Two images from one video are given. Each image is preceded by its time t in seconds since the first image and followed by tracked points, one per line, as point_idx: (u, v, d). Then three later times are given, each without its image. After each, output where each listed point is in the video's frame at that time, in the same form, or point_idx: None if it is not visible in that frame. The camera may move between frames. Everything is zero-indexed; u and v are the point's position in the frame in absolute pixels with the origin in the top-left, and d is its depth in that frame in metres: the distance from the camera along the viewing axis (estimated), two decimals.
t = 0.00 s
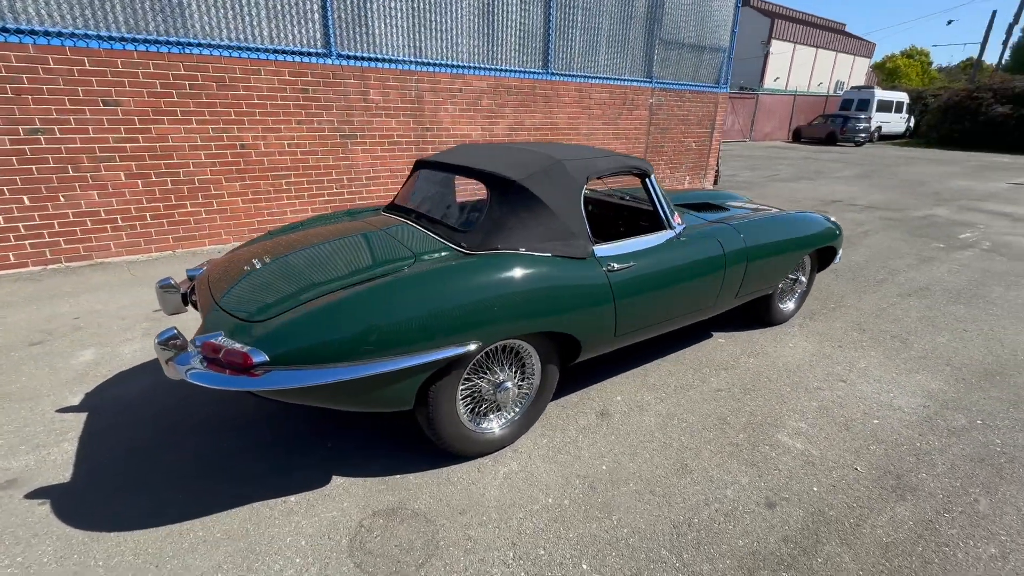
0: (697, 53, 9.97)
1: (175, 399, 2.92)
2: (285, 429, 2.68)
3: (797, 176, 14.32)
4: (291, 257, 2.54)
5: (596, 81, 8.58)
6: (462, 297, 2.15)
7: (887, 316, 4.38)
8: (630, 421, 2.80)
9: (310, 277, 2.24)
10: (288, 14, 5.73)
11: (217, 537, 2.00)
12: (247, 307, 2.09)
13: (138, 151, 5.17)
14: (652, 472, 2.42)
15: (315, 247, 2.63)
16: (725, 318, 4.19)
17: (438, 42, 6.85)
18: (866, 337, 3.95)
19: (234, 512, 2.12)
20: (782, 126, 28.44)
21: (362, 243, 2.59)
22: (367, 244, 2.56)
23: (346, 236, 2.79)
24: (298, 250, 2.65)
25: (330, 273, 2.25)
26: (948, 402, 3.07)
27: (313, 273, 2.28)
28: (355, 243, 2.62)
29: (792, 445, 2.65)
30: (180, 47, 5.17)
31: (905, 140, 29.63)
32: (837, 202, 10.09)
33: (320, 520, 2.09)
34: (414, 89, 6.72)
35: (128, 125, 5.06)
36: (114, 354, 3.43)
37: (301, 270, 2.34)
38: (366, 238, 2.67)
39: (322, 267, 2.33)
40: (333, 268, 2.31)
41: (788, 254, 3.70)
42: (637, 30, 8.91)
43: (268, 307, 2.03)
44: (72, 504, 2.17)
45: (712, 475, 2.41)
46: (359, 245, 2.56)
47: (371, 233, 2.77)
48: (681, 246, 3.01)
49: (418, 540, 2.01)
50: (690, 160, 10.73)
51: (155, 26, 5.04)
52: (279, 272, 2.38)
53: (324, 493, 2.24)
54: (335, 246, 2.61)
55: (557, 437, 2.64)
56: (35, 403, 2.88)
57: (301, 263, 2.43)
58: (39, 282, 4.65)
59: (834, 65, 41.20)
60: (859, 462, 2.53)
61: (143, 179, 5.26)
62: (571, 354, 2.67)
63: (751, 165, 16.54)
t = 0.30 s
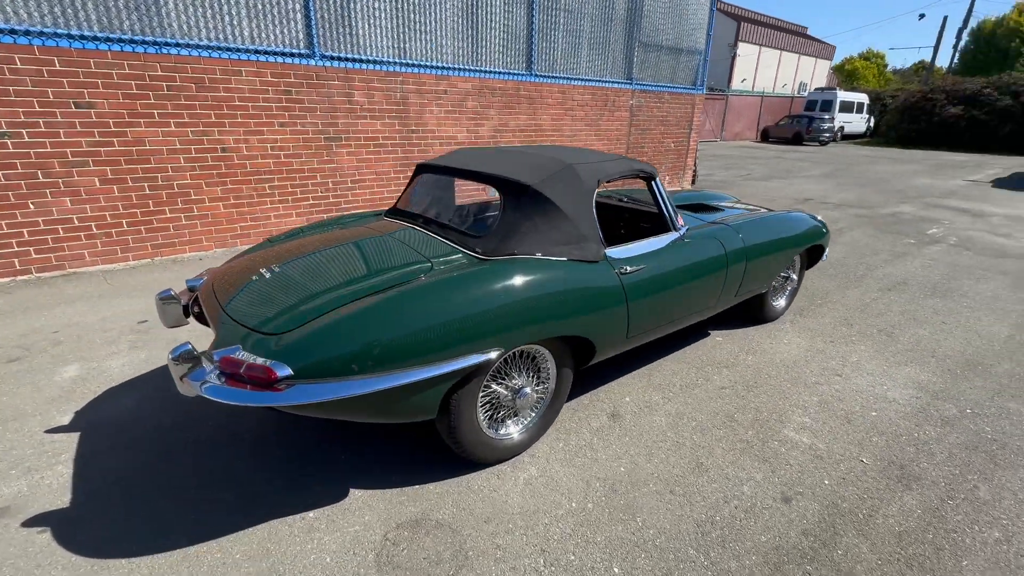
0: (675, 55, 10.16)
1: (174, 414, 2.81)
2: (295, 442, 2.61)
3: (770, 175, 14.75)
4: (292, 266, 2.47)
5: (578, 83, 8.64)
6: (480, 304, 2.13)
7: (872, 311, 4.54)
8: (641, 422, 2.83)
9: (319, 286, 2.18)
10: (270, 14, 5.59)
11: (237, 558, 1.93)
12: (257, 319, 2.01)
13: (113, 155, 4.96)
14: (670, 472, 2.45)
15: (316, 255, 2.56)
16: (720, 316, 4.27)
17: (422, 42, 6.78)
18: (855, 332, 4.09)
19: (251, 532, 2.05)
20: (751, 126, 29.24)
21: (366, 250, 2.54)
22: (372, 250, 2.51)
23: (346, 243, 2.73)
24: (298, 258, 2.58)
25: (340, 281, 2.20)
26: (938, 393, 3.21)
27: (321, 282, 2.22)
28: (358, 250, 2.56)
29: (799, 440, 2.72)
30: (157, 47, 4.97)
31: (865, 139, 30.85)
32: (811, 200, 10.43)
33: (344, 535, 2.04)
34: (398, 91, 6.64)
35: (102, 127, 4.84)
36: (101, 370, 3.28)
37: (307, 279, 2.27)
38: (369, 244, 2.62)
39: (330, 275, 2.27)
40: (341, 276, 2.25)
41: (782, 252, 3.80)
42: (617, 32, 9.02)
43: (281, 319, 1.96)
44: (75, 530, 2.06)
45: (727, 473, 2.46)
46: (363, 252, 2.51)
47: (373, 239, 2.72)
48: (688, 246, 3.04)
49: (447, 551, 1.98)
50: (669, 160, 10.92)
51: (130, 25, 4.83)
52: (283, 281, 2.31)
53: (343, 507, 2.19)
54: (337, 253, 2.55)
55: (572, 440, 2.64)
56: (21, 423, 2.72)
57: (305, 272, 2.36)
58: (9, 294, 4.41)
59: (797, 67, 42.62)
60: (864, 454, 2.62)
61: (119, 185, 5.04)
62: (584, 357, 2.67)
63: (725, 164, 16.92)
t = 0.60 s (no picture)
0: (654, 55, 10.34)
1: (178, 423, 2.73)
2: (309, 447, 2.56)
3: (743, 173, 15.16)
4: (301, 267, 2.43)
5: (562, 83, 8.71)
6: (501, 302, 2.13)
7: (856, 302, 4.73)
8: (653, 415, 2.88)
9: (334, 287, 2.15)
10: (252, 11, 5.46)
11: (266, 566, 1.89)
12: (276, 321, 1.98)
13: (90, 156, 4.75)
14: (686, 462, 2.51)
15: (324, 256, 2.53)
16: (715, 310, 4.38)
17: (407, 41, 6.72)
18: (843, 322, 4.26)
19: (277, 539, 2.01)
20: (721, 125, 29.98)
21: (377, 250, 2.52)
22: (383, 250, 2.50)
23: (354, 243, 2.70)
24: (305, 259, 2.54)
25: (357, 281, 2.18)
26: (926, 379, 3.37)
27: (337, 283, 2.19)
28: (367, 250, 2.54)
29: (804, 427, 2.82)
30: (135, 44, 4.79)
31: (829, 138, 32.00)
32: (785, 197, 10.77)
33: (373, 538, 2.02)
34: (385, 90, 6.56)
35: (78, 127, 4.64)
36: (92, 379, 3.15)
37: (322, 280, 2.24)
38: (378, 245, 2.60)
39: (345, 275, 2.25)
40: (357, 275, 2.23)
41: (775, 247, 3.92)
42: (599, 33, 9.13)
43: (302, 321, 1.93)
44: (89, 546, 1.98)
45: (741, 461, 2.53)
46: (375, 252, 2.49)
47: (381, 240, 2.69)
48: (692, 242, 3.11)
49: (479, 549, 1.98)
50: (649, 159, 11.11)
51: (106, 21, 4.65)
52: (295, 283, 2.27)
53: (368, 510, 2.16)
54: (347, 254, 2.52)
55: (588, 434, 2.68)
56: (13, 438, 2.59)
57: (317, 273, 2.32)
58: None
59: (763, 69, 43.91)
60: (866, 438, 2.73)
61: (96, 187, 4.83)
62: (600, 352, 2.70)
63: (700, 163, 17.31)
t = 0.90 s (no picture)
0: (633, 56, 10.53)
1: (190, 428, 2.68)
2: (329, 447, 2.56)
3: (718, 171, 15.56)
4: (317, 266, 2.43)
5: (545, 82, 8.79)
6: (523, 299, 2.17)
7: (838, 293, 4.95)
8: (663, 406, 2.97)
9: (359, 284, 2.17)
10: (237, 8, 5.35)
11: (303, 566, 1.89)
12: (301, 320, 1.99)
13: (70, 157, 4.58)
14: (700, 448, 2.61)
15: (339, 254, 2.53)
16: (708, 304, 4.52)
17: (394, 41, 6.69)
18: (829, 313, 4.45)
19: (309, 539, 2.01)
20: (693, 125, 30.66)
21: (392, 248, 2.53)
22: (400, 249, 2.51)
23: (367, 241, 2.71)
24: (319, 258, 2.53)
25: (378, 279, 2.19)
26: (911, 364, 3.56)
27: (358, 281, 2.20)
28: (382, 248, 2.55)
29: (805, 412, 2.95)
30: (116, 41, 4.64)
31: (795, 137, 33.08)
32: (760, 194, 11.11)
33: (407, 533, 2.04)
34: (372, 90, 6.51)
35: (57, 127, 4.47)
36: (90, 386, 3.05)
37: (342, 278, 2.25)
38: (392, 243, 2.61)
39: (364, 274, 2.26)
40: (377, 274, 2.24)
41: (768, 241, 4.06)
42: (580, 33, 9.24)
43: (329, 320, 1.95)
44: (115, 555, 1.94)
45: (751, 445, 2.64)
46: (391, 250, 2.50)
47: (394, 238, 2.70)
48: (696, 238, 3.21)
49: (513, 539, 2.03)
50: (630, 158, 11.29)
51: (86, 17, 4.50)
52: (314, 281, 2.27)
53: (398, 507, 2.18)
54: (361, 252, 2.52)
55: (604, 426, 2.75)
56: (15, 449, 2.50)
57: (334, 272, 2.33)
58: None
59: (731, 70, 45.08)
60: (863, 421, 2.88)
61: (77, 189, 4.66)
62: (614, 344, 2.77)
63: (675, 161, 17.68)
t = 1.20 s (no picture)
0: (613, 55, 10.65)
1: (193, 434, 2.60)
2: (341, 449, 2.52)
3: (694, 168, 15.86)
4: (328, 264, 2.39)
5: (528, 80, 8.80)
6: (539, 294, 2.17)
7: (822, 285, 5.12)
8: (669, 397, 3.02)
9: (372, 281, 2.15)
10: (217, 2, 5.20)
11: (330, 568, 1.86)
12: (321, 318, 1.97)
13: (42, 156, 4.37)
14: (709, 437, 2.66)
15: (348, 252, 2.50)
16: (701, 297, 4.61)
17: (377, 37, 6.60)
18: (815, 304, 4.60)
19: (333, 542, 1.98)
20: (666, 123, 31.17)
21: (404, 245, 2.52)
22: (411, 246, 2.49)
23: (376, 239, 2.67)
24: (329, 256, 2.49)
25: (394, 276, 2.18)
26: (897, 350, 3.72)
27: (374, 278, 2.18)
28: (393, 246, 2.53)
29: (805, 399, 3.05)
30: (90, 35, 4.45)
31: (764, 135, 34.00)
32: (737, 190, 11.38)
33: (431, 531, 2.03)
34: (356, 87, 6.41)
35: (28, 125, 4.26)
36: (80, 394, 2.92)
37: (355, 275, 2.23)
38: (401, 240, 2.59)
39: (379, 271, 2.24)
40: (392, 271, 2.23)
41: (758, 234, 4.17)
42: (562, 32, 9.29)
43: (349, 318, 1.92)
44: (129, 567, 1.87)
45: (758, 432, 2.71)
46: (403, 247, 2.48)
47: (403, 235, 2.68)
48: (695, 232, 3.28)
49: (538, 532, 2.04)
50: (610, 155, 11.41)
51: (57, 9, 4.29)
52: (327, 279, 2.24)
53: (419, 505, 2.16)
54: (372, 249, 2.49)
55: (614, 418, 2.78)
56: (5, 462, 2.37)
57: (347, 269, 2.30)
58: None
59: (702, 70, 46.04)
60: (859, 405, 2.99)
61: (50, 189, 4.45)
62: (623, 337, 2.81)
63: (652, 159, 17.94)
